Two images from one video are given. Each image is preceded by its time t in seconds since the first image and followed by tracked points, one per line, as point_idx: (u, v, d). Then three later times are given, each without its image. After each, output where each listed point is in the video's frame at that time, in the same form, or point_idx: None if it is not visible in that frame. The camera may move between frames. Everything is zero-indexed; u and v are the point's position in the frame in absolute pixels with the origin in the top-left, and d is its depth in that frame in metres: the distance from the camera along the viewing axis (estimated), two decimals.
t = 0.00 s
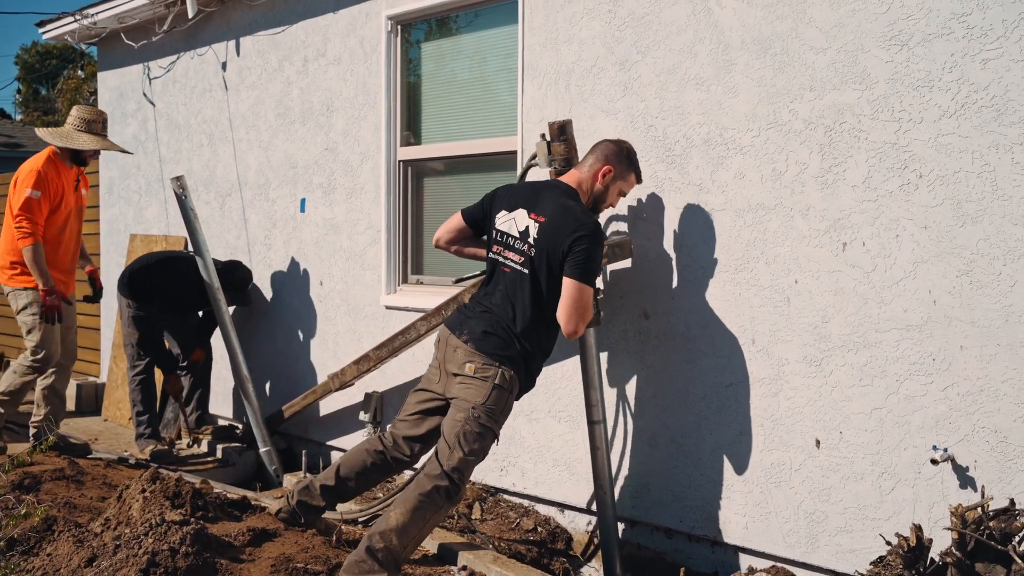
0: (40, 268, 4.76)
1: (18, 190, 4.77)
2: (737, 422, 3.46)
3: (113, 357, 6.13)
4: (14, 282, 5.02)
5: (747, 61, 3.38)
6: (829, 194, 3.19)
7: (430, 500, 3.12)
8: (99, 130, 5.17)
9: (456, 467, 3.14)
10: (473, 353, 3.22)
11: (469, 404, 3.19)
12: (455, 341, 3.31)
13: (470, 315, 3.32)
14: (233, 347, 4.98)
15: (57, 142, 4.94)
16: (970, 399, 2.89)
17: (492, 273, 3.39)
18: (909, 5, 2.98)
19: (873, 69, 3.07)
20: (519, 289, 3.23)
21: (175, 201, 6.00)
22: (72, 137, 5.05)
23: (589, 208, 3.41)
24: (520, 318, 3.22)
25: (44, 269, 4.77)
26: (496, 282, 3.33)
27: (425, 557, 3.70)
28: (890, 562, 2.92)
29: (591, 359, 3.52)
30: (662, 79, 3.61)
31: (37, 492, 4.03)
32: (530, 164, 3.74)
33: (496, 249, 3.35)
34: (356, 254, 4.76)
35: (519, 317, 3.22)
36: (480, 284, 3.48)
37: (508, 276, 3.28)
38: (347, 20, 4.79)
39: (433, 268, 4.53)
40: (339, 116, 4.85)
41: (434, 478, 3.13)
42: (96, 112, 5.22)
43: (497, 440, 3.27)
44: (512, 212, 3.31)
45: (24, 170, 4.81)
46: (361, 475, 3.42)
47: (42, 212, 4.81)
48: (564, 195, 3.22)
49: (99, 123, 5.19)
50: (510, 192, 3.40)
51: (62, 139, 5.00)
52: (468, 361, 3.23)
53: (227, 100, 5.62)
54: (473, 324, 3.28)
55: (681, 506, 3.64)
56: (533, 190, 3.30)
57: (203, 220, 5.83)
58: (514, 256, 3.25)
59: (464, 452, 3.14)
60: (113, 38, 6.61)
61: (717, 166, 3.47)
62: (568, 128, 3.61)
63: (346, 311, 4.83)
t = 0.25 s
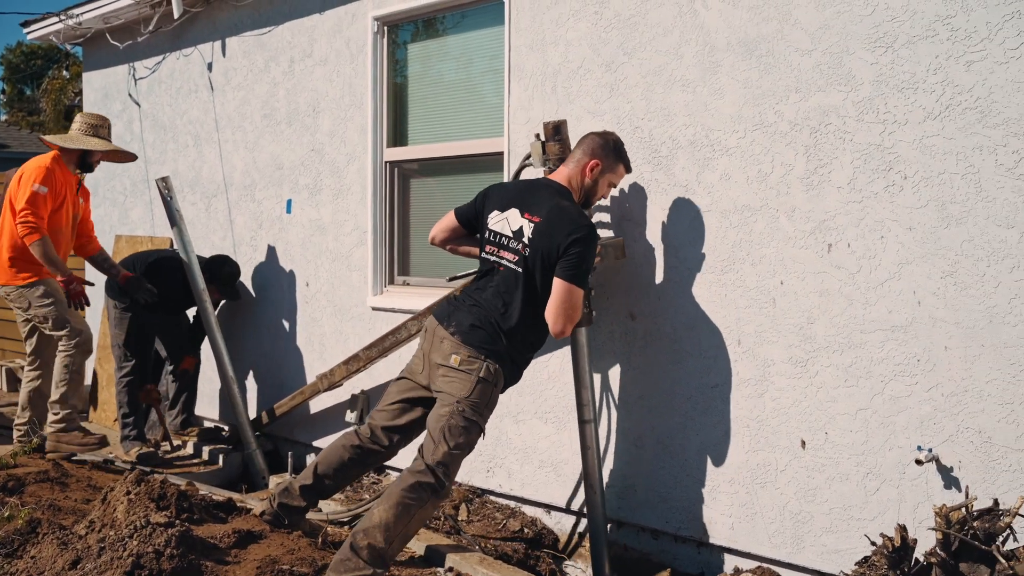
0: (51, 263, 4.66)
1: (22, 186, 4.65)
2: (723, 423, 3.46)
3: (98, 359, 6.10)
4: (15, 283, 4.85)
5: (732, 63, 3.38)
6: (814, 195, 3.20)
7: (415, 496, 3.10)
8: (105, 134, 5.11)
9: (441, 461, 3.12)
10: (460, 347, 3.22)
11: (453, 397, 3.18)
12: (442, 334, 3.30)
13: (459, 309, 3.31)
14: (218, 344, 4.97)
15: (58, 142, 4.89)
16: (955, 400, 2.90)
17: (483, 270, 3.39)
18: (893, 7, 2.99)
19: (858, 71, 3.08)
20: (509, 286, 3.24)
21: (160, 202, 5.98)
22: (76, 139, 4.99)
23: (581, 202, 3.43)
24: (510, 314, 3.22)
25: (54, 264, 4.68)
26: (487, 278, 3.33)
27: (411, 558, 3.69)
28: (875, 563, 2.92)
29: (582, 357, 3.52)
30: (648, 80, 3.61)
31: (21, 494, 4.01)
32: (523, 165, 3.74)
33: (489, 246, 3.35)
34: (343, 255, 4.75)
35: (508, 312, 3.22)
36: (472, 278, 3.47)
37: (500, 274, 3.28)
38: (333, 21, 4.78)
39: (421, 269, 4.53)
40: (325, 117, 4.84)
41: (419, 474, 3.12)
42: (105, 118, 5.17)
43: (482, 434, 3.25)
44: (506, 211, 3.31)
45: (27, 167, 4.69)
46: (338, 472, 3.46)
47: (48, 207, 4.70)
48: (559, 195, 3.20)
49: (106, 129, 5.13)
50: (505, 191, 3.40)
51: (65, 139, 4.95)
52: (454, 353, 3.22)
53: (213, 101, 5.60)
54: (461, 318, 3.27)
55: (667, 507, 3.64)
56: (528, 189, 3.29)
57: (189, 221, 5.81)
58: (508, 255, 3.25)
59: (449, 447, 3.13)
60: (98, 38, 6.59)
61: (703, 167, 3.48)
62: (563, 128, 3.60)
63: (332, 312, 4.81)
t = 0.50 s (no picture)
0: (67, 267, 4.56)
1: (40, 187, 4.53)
2: (710, 425, 3.47)
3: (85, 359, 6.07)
4: (26, 285, 4.73)
5: (720, 65, 3.39)
6: (801, 198, 3.21)
7: (390, 499, 3.09)
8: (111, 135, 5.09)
9: (415, 459, 3.12)
10: (438, 338, 3.19)
11: (428, 391, 3.18)
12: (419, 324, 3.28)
13: (437, 298, 3.29)
14: (204, 346, 4.94)
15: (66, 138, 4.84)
16: (941, 402, 2.91)
17: (463, 261, 3.36)
18: (880, 10, 3.01)
19: (845, 74, 3.09)
20: (491, 279, 3.23)
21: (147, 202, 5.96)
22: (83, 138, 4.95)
23: (577, 210, 3.45)
24: (490, 308, 3.20)
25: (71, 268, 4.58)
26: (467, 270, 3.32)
27: (398, 559, 3.69)
28: (861, 564, 2.92)
29: (570, 359, 3.53)
30: (636, 82, 3.61)
31: (7, 495, 3.99)
32: (509, 166, 3.73)
33: (473, 239, 3.34)
34: (331, 256, 4.74)
35: (488, 304, 3.21)
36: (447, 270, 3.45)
37: (484, 266, 3.27)
38: (322, 21, 4.77)
39: (408, 270, 4.52)
40: (313, 117, 4.83)
41: (393, 475, 3.11)
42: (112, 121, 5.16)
43: (456, 432, 3.26)
44: (497, 207, 3.32)
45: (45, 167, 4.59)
46: (320, 474, 3.43)
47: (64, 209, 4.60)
48: (553, 199, 3.24)
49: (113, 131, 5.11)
50: (496, 188, 3.42)
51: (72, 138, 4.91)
52: (432, 345, 3.19)
53: (201, 100, 5.58)
54: (438, 307, 3.25)
55: (654, 508, 3.64)
56: (523, 188, 3.32)
57: (176, 221, 5.79)
58: (494, 249, 3.25)
59: (424, 444, 3.13)
60: (85, 37, 6.56)
61: (691, 169, 3.48)
62: (548, 129, 3.61)
63: (320, 313, 4.80)
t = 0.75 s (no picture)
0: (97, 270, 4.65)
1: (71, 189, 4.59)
2: (706, 426, 3.47)
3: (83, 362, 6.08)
4: (42, 284, 4.73)
5: (716, 67, 3.40)
6: (797, 199, 3.21)
7: (394, 505, 3.09)
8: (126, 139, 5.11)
9: (422, 466, 3.13)
10: (444, 347, 3.20)
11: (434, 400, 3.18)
12: (425, 334, 3.29)
13: (444, 309, 3.30)
14: (200, 351, 4.94)
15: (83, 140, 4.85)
16: (936, 402, 2.92)
17: (469, 273, 3.38)
18: (876, 11, 3.01)
19: (840, 75, 3.10)
20: (496, 288, 3.23)
21: (143, 203, 5.95)
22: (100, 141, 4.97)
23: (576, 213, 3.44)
24: (496, 318, 3.21)
25: (101, 271, 4.68)
26: (474, 281, 3.32)
27: (395, 561, 3.69)
28: (856, 564, 2.92)
29: (566, 361, 3.54)
30: (632, 83, 3.62)
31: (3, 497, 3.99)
32: (505, 167, 3.73)
33: (476, 250, 3.34)
34: (327, 257, 4.74)
35: (495, 314, 3.21)
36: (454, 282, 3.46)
37: (488, 276, 3.28)
38: (318, 22, 4.77)
39: (405, 271, 4.53)
40: (309, 118, 4.83)
41: (397, 481, 3.10)
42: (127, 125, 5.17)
43: (465, 437, 3.25)
44: (498, 214, 3.32)
45: (73, 168, 4.63)
46: (323, 481, 3.44)
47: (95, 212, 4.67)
48: (552, 202, 3.23)
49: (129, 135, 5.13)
50: (498, 196, 3.42)
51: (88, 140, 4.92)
52: (438, 354, 3.20)
53: (197, 102, 5.58)
54: (445, 317, 3.26)
55: (650, 509, 3.65)
56: (522, 194, 3.32)
57: (172, 222, 5.79)
58: (497, 257, 3.26)
59: (430, 451, 3.13)
60: (81, 38, 6.56)
61: (687, 170, 3.49)
62: (543, 130, 3.59)
63: (316, 314, 4.80)
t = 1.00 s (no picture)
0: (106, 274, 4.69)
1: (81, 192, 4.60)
2: (699, 426, 3.47)
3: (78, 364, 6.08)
4: (42, 285, 4.70)
5: (708, 68, 3.40)
6: (789, 199, 3.22)
7: (377, 496, 3.09)
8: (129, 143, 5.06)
9: (399, 455, 3.12)
10: (420, 335, 3.21)
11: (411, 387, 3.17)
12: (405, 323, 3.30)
13: (425, 300, 3.30)
14: (194, 353, 4.93)
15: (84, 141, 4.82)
16: (928, 403, 2.93)
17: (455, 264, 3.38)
18: (868, 13, 3.02)
19: (833, 76, 3.11)
20: (476, 281, 3.23)
21: (136, 204, 5.94)
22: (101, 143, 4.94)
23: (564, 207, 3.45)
24: (473, 310, 3.20)
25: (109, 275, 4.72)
26: (457, 274, 3.32)
27: (388, 561, 3.69)
28: (849, 564, 2.93)
29: (566, 361, 3.54)
30: (625, 84, 3.62)
31: None
32: (510, 167, 3.73)
33: (465, 245, 3.34)
34: (320, 258, 4.73)
35: (473, 306, 3.20)
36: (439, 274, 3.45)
37: (471, 269, 3.28)
38: (311, 23, 4.77)
39: (398, 272, 4.53)
40: (302, 119, 4.82)
41: (377, 471, 3.11)
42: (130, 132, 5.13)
43: (441, 427, 3.24)
44: (488, 210, 3.31)
45: (81, 171, 4.63)
46: (309, 475, 3.45)
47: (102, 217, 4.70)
48: (543, 202, 3.22)
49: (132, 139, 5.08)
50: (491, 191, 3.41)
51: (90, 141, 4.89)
52: (413, 343, 3.21)
53: (190, 102, 5.57)
54: (424, 306, 3.28)
55: (643, 509, 3.65)
56: (516, 191, 3.31)
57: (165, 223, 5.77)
58: (485, 253, 3.24)
59: (407, 440, 3.13)
60: (74, 39, 6.54)
61: (680, 171, 3.49)
62: (549, 129, 3.62)
63: (309, 315, 4.79)
